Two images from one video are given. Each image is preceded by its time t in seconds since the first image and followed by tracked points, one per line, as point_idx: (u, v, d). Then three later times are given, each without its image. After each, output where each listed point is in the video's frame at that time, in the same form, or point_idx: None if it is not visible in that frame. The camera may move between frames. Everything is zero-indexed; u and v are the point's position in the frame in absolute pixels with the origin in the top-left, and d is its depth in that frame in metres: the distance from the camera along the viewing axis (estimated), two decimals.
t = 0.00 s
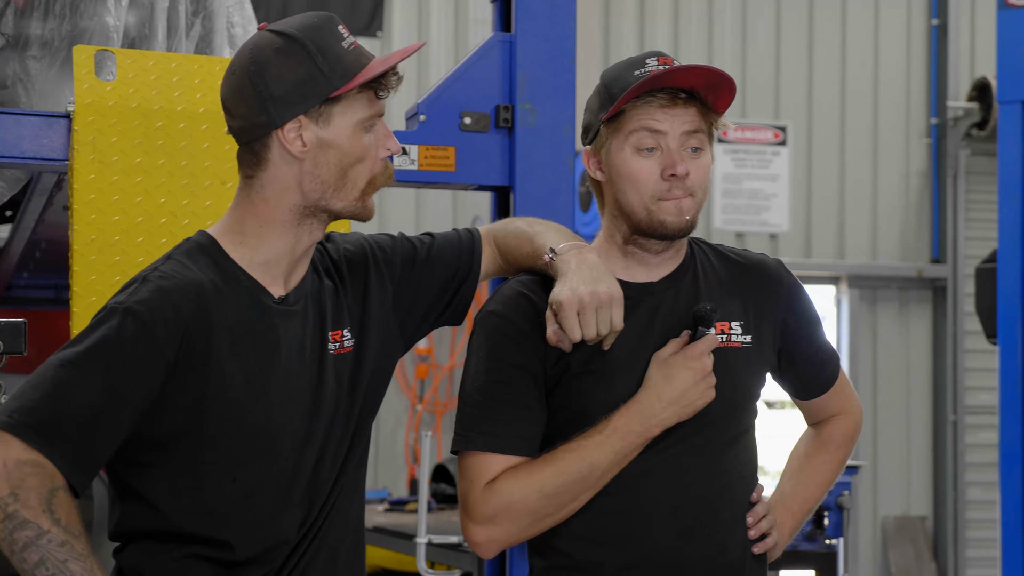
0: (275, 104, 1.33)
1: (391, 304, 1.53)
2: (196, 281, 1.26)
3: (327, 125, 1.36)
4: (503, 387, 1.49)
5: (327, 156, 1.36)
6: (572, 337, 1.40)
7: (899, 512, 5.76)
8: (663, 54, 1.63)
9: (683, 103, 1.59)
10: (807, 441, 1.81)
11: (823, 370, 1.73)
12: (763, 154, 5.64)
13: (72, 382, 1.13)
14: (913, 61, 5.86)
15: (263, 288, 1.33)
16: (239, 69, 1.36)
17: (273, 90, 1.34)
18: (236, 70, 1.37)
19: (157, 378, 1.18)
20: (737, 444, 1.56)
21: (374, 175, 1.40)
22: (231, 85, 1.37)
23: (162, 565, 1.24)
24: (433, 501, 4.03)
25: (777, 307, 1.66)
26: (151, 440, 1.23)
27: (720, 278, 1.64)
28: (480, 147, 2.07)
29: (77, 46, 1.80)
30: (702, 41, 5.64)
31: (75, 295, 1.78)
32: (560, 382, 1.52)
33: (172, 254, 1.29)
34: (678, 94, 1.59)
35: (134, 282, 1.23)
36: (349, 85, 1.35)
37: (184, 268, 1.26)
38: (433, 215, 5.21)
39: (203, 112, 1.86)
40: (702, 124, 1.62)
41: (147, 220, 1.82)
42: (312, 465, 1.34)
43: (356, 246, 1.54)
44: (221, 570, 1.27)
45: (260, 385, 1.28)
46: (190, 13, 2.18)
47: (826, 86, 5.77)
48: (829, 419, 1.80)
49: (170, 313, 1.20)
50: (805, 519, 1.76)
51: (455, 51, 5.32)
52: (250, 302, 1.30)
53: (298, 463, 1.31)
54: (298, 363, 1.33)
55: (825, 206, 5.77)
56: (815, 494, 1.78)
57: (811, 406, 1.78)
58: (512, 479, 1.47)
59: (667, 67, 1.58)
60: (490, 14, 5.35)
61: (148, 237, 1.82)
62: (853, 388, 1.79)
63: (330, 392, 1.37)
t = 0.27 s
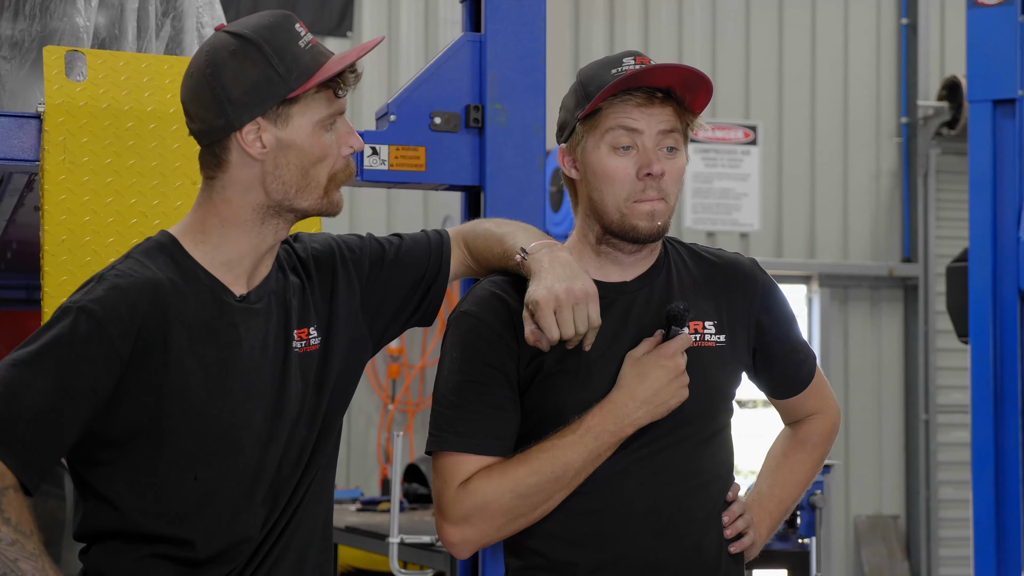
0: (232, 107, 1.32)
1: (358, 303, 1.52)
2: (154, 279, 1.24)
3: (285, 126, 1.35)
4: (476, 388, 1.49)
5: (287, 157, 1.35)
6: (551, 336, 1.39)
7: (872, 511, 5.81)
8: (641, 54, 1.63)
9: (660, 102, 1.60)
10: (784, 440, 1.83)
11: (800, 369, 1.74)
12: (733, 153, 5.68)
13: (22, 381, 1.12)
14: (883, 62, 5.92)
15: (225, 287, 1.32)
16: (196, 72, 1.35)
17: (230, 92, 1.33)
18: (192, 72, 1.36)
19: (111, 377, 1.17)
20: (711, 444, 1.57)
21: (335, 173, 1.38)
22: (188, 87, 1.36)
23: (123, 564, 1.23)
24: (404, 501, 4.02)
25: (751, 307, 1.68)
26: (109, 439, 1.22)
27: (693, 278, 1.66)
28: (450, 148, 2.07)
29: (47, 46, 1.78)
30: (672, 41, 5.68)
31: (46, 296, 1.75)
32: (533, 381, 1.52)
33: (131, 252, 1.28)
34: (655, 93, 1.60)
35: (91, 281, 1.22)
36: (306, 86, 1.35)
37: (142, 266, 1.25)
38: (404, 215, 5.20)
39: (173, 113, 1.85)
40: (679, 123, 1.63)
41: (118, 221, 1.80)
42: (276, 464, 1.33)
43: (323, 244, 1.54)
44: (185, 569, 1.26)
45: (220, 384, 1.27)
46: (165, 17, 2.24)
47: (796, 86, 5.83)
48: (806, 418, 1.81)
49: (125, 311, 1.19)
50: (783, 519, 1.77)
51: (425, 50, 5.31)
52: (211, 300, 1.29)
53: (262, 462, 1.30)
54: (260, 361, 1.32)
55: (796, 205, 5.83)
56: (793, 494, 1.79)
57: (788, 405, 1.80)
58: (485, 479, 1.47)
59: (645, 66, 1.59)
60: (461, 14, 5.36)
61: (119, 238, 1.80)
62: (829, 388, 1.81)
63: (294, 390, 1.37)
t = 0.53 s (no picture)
0: (228, 114, 1.32)
1: (356, 302, 1.52)
2: (149, 283, 1.24)
3: (282, 130, 1.34)
4: (474, 389, 1.49)
5: (284, 161, 1.35)
6: (555, 359, 1.42)
7: (870, 510, 5.82)
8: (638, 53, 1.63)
9: (657, 100, 1.60)
10: (783, 438, 1.83)
11: (799, 366, 1.74)
12: (730, 153, 5.68)
13: (16, 389, 1.12)
14: (879, 61, 5.92)
15: (221, 289, 1.31)
16: (189, 77, 1.34)
17: (226, 99, 1.32)
18: (186, 77, 1.34)
19: (106, 383, 1.17)
20: (710, 443, 1.57)
21: (331, 173, 1.39)
22: (182, 91, 1.35)
23: (120, 567, 1.23)
24: (402, 502, 4.02)
25: (749, 305, 1.68)
26: (105, 445, 1.22)
27: (691, 277, 1.66)
28: (447, 147, 2.07)
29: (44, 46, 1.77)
30: (668, 41, 5.68)
31: (43, 296, 1.75)
32: (532, 381, 1.52)
33: (127, 255, 1.28)
34: (652, 92, 1.60)
35: (86, 286, 1.21)
36: (301, 90, 1.34)
37: (137, 270, 1.25)
38: (400, 216, 5.19)
39: (170, 113, 1.84)
40: (676, 121, 1.63)
41: (115, 220, 1.80)
42: (274, 465, 1.32)
43: (322, 240, 1.53)
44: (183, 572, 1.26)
45: (215, 387, 1.27)
46: (162, 17, 2.24)
47: (793, 85, 5.83)
48: (805, 416, 1.81)
49: (120, 316, 1.19)
50: (782, 517, 1.77)
51: (421, 50, 5.31)
52: (206, 303, 1.29)
53: (259, 463, 1.30)
54: (256, 363, 1.32)
55: (792, 205, 5.83)
56: (793, 492, 1.79)
57: (787, 403, 1.80)
58: (484, 481, 1.47)
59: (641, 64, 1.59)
60: (456, 14, 5.35)
61: (116, 238, 1.80)
62: (828, 385, 1.81)
63: (291, 391, 1.36)
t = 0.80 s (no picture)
0: (234, 114, 1.32)
1: (358, 304, 1.52)
2: (152, 284, 1.24)
3: (286, 130, 1.34)
4: (475, 391, 1.49)
5: (288, 162, 1.35)
6: (561, 359, 1.40)
7: (869, 511, 5.83)
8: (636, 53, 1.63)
9: (656, 100, 1.60)
10: (784, 438, 1.83)
11: (799, 367, 1.74)
12: (731, 153, 5.70)
13: (20, 391, 1.12)
14: (879, 61, 5.93)
15: (223, 291, 1.31)
16: (194, 78, 1.33)
17: (231, 100, 1.32)
18: (190, 79, 1.34)
19: (110, 385, 1.17)
20: (711, 444, 1.57)
21: (336, 176, 1.39)
22: (186, 92, 1.35)
23: (123, 568, 1.22)
24: (402, 502, 4.02)
25: (750, 306, 1.68)
26: (107, 447, 1.22)
27: (692, 278, 1.66)
28: (448, 148, 2.07)
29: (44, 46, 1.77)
30: (668, 41, 5.68)
31: (43, 296, 1.74)
32: (533, 383, 1.52)
33: (129, 257, 1.27)
34: (651, 92, 1.60)
35: (89, 287, 1.21)
36: (307, 91, 1.34)
37: (141, 271, 1.25)
38: (400, 216, 5.19)
39: (171, 113, 1.84)
40: (675, 121, 1.63)
41: (116, 221, 1.80)
42: (276, 468, 1.32)
43: (323, 242, 1.53)
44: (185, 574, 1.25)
45: (218, 389, 1.27)
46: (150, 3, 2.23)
47: (793, 86, 5.83)
48: (805, 416, 1.81)
49: (124, 318, 1.19)
50: (783, 518, 1.77)
51: (422, 50, 5.31)
52: (209, 305, 1.29)
53: (262, 466, 1.30)
54: (258, 364, 1.32)
55: (792, 205, 5.83)
56: (793, 492, 1.79)
57: (787, 403, 1.80)
58: (485, 483, 1.47)
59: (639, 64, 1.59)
60: (456, 14, 5.35)
61: (117, 238, 1.80)
62: (828, 386, 1.81)
63: (293, 393, 1.36)
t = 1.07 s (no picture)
0: (230, 129, 1.32)
1: (355, 318, 1.52)
2: (150, 300, 1.24)
3: (283, 147, 1.35)
4: (472, 407, 1.49)
5: (285, 178, 1.35)
6: (561, 373, 1.40)
7: (865, 523, 5.83)
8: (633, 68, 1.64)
9: (652, 115, 1.60)
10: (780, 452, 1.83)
11: (795, 381, 1.74)
12: (727, 166, 5.71)
13: (18, 408, 1.12)
14: (873, 74, 5.96)
15: (221, 305, 1.31)
16: (194, 92, 1.34)
17: (229, 115, 1.32)
18: (189, 92, 1.34)
19: (108, 401, 1.17)
20: (708, 458, 1.57)
21: (334, 193, 1.39)
22: (185, 107, 1.35)
23: None
24: (398, 516, 4.01)
25: (747, 319, 1.68)
26: (104, 463, 1.22)
27: (688, 292, 1.66)
28: (446, 161, 2.07)
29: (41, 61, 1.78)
30: (663, 54, 5.72)
31: (40, 312, 1.75)
32: (530, 398, 1.52)
33: (127, 273, 1.28)
34: (647, 107, 1.61)
35: (87, 303, 1.21)
36: (305, 108, 1.34)
37: (139, 287, 1.25)
38: (396, 229, 5.19)
39: (168, 128, 1.84)
40: (671, 135, 1.63)
41: (112, 236, 1.80)
42: (274, 484, 1.32)
43: (321, 257, 1.54)
44: None
45: (215, 404, 1.26)
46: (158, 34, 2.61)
47: (787, 98, 5.86)
48: (801, 430, 1.81)
49: (122, 334, 1.19)
50: (780, 532, 1.77)
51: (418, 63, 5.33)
52: (207, 320, 1.29)
53: (260, 481, 1.30)
54: (257, 379, 1.32)
55: (787, 217, 5.85)
56: (790, 507, 1.79)
57: (784, 418, 1.80)
58: (481, 497, 1.47)
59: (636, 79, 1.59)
60: (453, 27, 5.37)
61: (114, 253, 1.80)
62: (824, 400, 1.81)
63: (292, 408, 1.36)
